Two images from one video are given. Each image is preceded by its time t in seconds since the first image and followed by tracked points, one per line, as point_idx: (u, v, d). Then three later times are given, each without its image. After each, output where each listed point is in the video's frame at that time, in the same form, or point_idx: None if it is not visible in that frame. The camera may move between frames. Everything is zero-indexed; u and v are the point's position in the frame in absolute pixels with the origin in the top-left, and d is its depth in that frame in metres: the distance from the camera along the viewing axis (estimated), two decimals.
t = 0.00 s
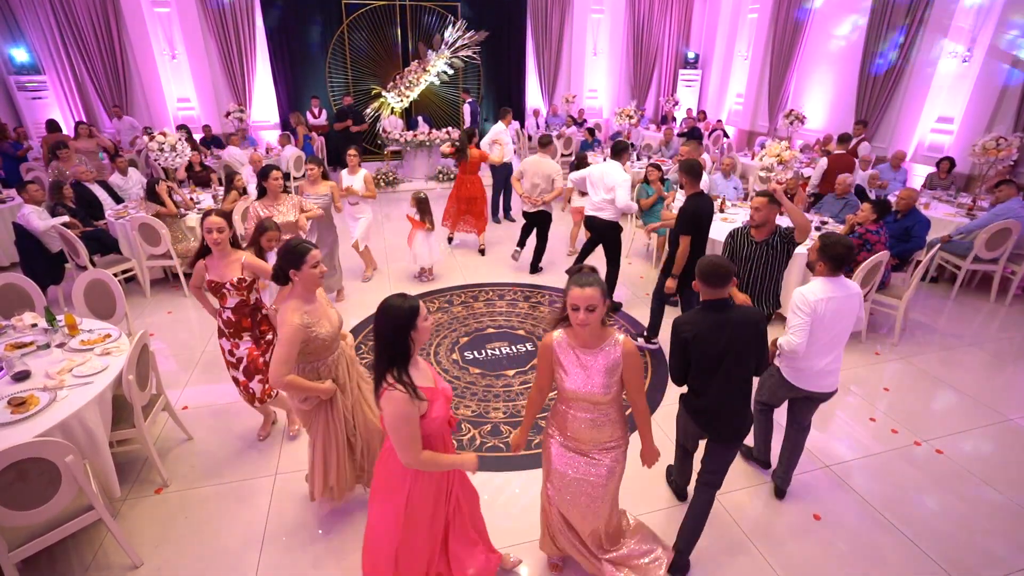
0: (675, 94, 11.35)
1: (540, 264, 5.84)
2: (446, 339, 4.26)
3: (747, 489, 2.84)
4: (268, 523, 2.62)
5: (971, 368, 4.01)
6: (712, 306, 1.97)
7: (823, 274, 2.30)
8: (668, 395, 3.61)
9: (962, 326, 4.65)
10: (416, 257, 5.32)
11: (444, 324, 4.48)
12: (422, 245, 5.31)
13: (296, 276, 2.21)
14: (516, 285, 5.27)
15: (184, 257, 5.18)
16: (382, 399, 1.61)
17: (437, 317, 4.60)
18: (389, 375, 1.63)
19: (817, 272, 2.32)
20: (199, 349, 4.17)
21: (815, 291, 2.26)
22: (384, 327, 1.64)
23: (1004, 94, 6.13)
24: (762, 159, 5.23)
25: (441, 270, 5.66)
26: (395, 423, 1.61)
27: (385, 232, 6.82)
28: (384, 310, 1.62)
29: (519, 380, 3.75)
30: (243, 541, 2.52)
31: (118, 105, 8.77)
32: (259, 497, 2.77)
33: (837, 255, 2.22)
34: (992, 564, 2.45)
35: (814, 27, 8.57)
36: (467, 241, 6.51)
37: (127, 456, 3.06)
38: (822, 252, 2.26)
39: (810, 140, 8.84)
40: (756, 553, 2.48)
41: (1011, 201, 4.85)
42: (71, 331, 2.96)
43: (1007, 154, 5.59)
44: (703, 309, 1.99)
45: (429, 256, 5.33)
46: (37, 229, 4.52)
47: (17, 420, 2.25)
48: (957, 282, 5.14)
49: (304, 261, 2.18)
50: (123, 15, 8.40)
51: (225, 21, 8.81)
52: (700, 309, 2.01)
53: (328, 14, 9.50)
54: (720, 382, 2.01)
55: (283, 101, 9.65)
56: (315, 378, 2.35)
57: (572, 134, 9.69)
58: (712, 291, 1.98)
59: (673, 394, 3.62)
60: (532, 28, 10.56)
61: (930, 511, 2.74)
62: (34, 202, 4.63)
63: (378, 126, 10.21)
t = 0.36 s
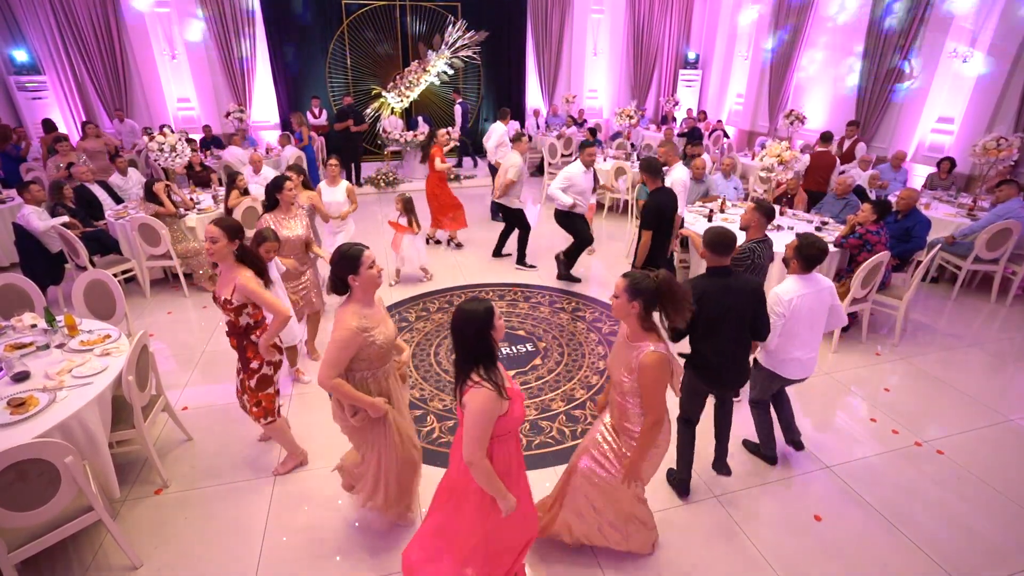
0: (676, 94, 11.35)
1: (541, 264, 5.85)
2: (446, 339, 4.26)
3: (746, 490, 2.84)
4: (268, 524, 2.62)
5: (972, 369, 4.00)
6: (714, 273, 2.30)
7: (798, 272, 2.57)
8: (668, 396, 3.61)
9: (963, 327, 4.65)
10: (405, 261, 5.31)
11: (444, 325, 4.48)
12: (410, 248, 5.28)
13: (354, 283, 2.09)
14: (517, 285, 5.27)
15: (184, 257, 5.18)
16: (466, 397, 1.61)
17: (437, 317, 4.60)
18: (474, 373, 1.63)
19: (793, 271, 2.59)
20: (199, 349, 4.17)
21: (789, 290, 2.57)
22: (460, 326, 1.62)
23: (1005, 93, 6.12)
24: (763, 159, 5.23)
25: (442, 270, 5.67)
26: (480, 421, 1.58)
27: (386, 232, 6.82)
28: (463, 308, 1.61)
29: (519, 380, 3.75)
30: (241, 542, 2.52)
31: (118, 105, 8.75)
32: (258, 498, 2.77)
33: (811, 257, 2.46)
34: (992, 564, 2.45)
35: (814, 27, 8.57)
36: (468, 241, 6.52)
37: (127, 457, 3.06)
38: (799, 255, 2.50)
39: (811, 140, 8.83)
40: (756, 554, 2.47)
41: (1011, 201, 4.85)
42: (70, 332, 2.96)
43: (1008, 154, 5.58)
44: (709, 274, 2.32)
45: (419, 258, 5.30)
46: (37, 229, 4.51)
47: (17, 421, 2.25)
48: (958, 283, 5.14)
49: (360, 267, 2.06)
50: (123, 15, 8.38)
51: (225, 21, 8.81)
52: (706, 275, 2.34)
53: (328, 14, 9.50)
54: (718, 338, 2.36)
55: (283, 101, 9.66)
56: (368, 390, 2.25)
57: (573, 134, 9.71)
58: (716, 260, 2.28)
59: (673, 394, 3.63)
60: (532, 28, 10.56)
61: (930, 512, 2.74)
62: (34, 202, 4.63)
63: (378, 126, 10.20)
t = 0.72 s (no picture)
0: (675, 94, 11.37)
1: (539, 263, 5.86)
2: (446, 339, 4.26)
3: (746, 490, 2.84)
4: (269, 525, 2.62)
5: (971, 369, 4.01)
6: (734, 258, 2.39)
7: (781, 252, 2.71)
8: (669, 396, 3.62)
9: (962, 327, 4.66)
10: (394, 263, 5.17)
11: (444, 325, 4.48)
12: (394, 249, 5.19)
13: (399, 295, 1.84)
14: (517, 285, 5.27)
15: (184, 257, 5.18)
16: (524, 395, 1.64)
17: (437, 318, 4.61)
18: (526, 368, 1.64)
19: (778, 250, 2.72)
20: (200, 350, 4.17)
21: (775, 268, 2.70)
22: (501, 317, 1.64)
23: (1005, 94, 6.13)
24: (763, 159, 5.23)
25: (442, 270, 5.67)
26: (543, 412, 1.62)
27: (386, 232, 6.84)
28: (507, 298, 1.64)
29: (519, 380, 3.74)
30: (242, 542, 2.52)
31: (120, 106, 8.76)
32: (260, 498, 2.77)
33: (796, 238, 2.60)
34: (994, 565, 2.45)
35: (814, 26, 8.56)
36: (468, 241, 6.54)
37: (126, 457, 3.05)
38: (783, 235, 2.63)
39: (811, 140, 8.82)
40: (757, 554, 2.47)
41: (1011, 201, 4.86)
42: (70, 332, 2.97)
43: (1008, 154, 5.58)
44: (727, 261, 2.40)
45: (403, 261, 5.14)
46: (36, 229, 4.50)
47: (18, 421, 2.25)
48: (958, 283, 5.14)
49: (406, 275, 1.84)
50: (123, 16, 8.38)
51: (225, 22, 8.82)
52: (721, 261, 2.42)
53: (329, 13, 9.49)
54: (740, 318, 2.43)
55: (283, 102, 9.67)
56: (425, 401, 1.99)
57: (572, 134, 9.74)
58: (734, 247, 2.40)
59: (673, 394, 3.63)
60: (532, 28, 10.56)
61: (933, 512, 2.73)
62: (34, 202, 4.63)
63: (378, 126, 10.21)
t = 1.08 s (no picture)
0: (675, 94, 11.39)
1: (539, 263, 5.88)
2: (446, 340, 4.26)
3: (746, 490, 2.84)
4: (269, 525, 2.62)
5: (970, 369, 4.02)
6: (731, 245, 2.52)
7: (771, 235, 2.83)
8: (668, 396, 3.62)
9: (962, 327, 4.66)
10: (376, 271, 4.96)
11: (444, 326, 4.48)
12: (382, 258, 4.94)
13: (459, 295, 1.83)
14: (517, 286, 5.28)
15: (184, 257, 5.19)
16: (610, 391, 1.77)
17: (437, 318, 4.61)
18: (607, 363, 1.75)
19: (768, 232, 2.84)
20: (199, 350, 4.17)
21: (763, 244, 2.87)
22: (580, 323, 1.69)
23: (1004, 95, 6.14)
24: (762, 160, 5.24)
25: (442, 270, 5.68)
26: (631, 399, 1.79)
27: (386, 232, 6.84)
28: (583, 308, 1.67)
29: (519, 380, 3.75)
30: (242, 543, 2.52)
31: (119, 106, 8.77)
32: (261, 498, 2.77)
33: (781, 222, 2.70)
34: (993, 565, 2.45)
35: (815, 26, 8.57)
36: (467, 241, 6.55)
37: (126, 457, 3.05)
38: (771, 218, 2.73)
39: (810, 140, 8.83)
40: (756, 555, 2.47)
41: (1010, 202, 4.87)
42: (70, 333, 2.97)
43: (1007, 155, 5.58)
44: (727, 247, 2.53)
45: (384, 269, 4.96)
46: (36, 229, 4.49)
47: (17, 422, 2.25)
48: (958, 283, 5.15)
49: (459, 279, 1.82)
50: (123, 16, 8.38)
51: (225, 22, 8.83)
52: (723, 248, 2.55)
53: (329, 14, 9.50)
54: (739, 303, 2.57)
55: (283, 102, 9.68)
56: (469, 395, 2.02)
57: (572, 134, 9.75)
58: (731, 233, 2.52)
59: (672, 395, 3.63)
60: (531, 29, 10.58)
61: (933, 513, 2.74)
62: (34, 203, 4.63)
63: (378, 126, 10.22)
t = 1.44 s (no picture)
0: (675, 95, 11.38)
1: (540, 263, 5.89)
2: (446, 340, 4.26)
3: (745, 490, 2.85)
4: (269, 525, 2.62)
5: (970, 369, 4.02)
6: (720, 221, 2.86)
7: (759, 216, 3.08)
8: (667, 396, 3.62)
9: (961, 327, 4.66)
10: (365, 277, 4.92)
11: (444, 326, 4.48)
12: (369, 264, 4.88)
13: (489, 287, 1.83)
14: (517, 286, 5.28)
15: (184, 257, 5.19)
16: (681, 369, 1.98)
17: (437, 318, 4.61)
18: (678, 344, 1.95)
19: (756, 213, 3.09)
20: (199, 350, 4.18)
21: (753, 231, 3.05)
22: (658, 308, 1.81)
23: (1003, 95, 6.14)
24: (761, 160, 5.24)
25: (441, 270, 5.69)
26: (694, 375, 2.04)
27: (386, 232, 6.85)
28: (654, 292, 1.81)
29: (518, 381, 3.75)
30: (242, 543, 2.52)
31: (118, 106, 8.77)
32: (261, 498, 2.78)
33: (769, 201, 2.96)
34: (992, 566, 2.45)
35: (814, 26, 8.57)
36: (467, 241, 6.56)
37: (126, 457, 3.06)
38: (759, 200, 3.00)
39: (810, 140, 8.83)
40: (755, 555, 2.47)
41: (1010, 203, 4.87)
42: (71, 333, 2.97)
43: (1007, 155, 5.57)
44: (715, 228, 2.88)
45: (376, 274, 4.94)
46: (36, 229, 4.49)
47: (17, 422, 2.25)
48: (957, 283, 5.14)
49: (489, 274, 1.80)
50: (123, 16, 8.38)
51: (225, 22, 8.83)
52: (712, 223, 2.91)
53: (329, 14, 9.50)
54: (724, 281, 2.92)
55: (283, 102, 9.68)
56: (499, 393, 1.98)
57: (571, 134, 9.76)
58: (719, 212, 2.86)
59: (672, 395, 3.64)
60: (531, 29, 10.59)
61: (933, 513, 2.74)
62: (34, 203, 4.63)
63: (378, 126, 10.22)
